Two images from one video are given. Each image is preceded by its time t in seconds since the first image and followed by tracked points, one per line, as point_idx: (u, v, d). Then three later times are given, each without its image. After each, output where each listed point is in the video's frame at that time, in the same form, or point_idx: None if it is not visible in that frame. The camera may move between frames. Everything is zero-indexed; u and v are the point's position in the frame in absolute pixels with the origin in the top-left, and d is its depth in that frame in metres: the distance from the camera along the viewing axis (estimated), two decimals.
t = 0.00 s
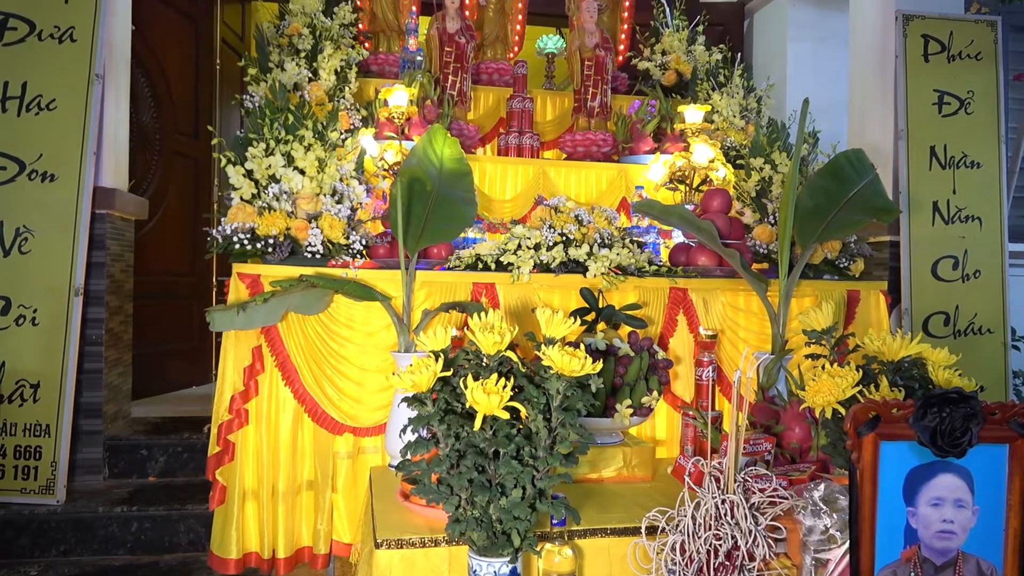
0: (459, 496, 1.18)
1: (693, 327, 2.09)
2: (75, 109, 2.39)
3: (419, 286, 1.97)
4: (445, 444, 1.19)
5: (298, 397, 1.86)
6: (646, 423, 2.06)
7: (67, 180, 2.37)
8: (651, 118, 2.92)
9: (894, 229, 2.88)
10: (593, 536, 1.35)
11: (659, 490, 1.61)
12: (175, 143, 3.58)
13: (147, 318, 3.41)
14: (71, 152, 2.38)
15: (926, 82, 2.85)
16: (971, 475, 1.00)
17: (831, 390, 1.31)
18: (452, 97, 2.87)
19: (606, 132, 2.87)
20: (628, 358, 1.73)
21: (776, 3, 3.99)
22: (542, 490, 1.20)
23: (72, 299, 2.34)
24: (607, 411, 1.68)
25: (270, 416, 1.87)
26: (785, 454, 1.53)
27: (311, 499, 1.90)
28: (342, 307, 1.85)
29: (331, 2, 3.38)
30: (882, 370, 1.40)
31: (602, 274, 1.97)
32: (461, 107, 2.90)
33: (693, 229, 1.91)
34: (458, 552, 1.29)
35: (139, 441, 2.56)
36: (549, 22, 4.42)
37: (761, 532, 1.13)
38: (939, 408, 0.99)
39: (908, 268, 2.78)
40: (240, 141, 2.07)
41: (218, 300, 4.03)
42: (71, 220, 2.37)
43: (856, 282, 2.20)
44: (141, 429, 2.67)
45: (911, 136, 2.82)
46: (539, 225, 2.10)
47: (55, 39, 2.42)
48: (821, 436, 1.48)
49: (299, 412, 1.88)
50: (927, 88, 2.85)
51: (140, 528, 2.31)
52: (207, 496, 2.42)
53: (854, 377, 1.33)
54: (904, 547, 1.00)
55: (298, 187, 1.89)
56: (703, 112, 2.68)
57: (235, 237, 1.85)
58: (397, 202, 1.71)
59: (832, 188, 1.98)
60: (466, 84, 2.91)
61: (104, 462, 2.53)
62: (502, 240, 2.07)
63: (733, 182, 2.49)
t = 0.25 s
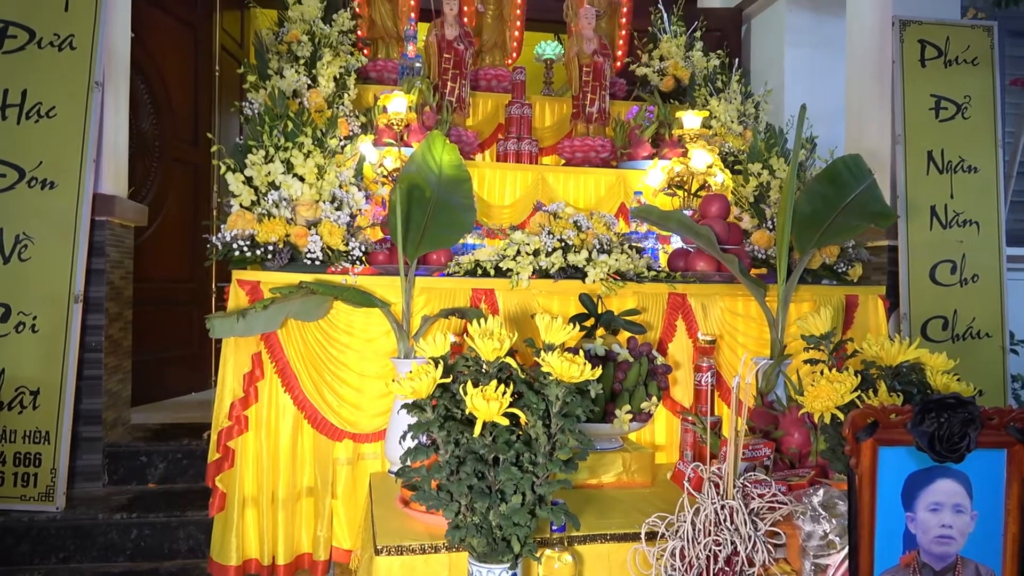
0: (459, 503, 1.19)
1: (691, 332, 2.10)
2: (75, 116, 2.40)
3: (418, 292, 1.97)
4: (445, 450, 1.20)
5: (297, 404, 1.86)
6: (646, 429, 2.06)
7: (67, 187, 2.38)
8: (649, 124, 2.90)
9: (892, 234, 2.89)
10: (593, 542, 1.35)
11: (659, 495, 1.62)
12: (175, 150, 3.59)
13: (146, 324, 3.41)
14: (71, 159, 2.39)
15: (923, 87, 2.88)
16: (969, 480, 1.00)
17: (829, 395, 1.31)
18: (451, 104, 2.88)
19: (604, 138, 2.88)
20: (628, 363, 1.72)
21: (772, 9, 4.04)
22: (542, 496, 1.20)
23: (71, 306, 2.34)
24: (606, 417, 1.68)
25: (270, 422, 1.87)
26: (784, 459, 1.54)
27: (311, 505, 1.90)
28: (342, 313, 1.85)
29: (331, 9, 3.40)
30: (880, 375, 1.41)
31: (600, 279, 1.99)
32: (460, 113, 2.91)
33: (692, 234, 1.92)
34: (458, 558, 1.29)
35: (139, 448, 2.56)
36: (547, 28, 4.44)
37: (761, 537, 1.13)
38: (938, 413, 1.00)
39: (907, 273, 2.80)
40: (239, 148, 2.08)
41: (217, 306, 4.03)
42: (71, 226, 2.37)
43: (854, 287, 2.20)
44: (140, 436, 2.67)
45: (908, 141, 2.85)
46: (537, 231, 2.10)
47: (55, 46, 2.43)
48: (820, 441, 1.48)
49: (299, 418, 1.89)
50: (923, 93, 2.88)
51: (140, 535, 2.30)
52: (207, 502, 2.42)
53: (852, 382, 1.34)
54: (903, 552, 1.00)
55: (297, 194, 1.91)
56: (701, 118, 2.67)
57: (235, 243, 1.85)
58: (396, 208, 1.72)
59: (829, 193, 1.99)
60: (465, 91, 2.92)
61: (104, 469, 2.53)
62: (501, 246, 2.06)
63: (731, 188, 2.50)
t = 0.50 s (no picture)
0: (459, 510, 1.19)
1: (691, 339, 2.09)
2: (75, 124, 2.41)
3: (417, 299, 1.97)
4: (445, 458, 1.19)
5: (297, 411, 1.86)
6: (645, 436, 2.05)
7: (67, 195, 2.39)
8: (647, 131, 2.92)
9: (890, 240, 2.90)
10: (593, 549, 1.35)
11: (658, 502, 1.62)
12: (175, 157, 3.60)
13: (146, 331, 3.41)
14: (71, 167, 2.40)
15: (920, 93, 2.89)
16: (968, 487, 1.00)
17: (829, 402, 1.32)
18: (450, 111, 2.90)
19: (603, 144, 2.89)
20: (627, 370, 1.73)
21: (772, 16, 4.06)
22: (542, 503, 1.21)
23: (71, 314, 2.34)
24: (605, 424, 1.69)
25: (270, 430, 1.87)
26: (784, 466, 1.54)
27: (311, 513, 1.90)
28: (342, 321, 1.85)
29: (330, 17, 3.41)
30: (879, 382, 1.41)
31: (600, 286, 1.98)
32: (459, 120, 2.92)
33: (691, 241, 1.93)
34: (457, 565, 1.29)
35: (139, 455, 2.56)
36: (546, 35, 4.46)
37: (760, 544, 1.14)
38: (936, 420, 1.00)
39: (906, 279, 2.81)
40: (239, 156, 2.08)
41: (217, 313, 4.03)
42: (71, 233, 2.38)
43: (853, 294, 2.20)
44: (140, 443, 2.67)
45: (906, 147, 2.86)
46: (536, 238, 2.12)
47: (56, 55, 2.44)
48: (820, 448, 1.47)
49: (298, 425, 1.89)
50: (921, 99, 2.89)
51: (139, 542, 2.30)
52: (207, 510, 2.42)
53: (852, 389, 1.34)
54: (902, 559, 1.01)
55: (297, 202, 1.92)
56: (700, 125, 2.69)
57: (235, 251, 1.86)
58: (395, 215, 1.73)
59: (828, 200, 1.99)
60: (464, 98, 2.92)
61: (103, 476, 2.53)
62: (500, 253, 2.08)
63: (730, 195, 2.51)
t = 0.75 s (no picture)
0: (457, 519, 1.19)
1: (690, 347, 2.10)
2: (76, 133, 2.42)
3: (417, 307, 1.98)
4: (444, 466, 1.20)
5: (296, 420, 1.87)
6: (644, 444, 2.05)
7: (67, 204, 2.39)
8: (646, 139, 2.93)
9: (889, 248, 2.92)
10: (592, 558, 1.35)
11: (657, 510, 1.62)
12: (175, 166, 3.61)
13: (145, 339, 3.42)
14: (72, 176, 2.41)
15: (919, 101, 2.91)
16: (965, 495, 1.01)
17: (825, 410, 1.33)
18: (450, 120, 2.91)
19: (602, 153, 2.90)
20: (626, 379, 1.71)
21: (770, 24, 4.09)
22: (540, 511, 1.21)
23: (71, 322, 2.34)
24: (603, 432, 1.69)
25: (270, 439, 1.88)
26: (782, 474, 1.54)
27: (310, 521, 1.90)
28: (341, 329, 1.85)
29: (330, 26, 3.43)
30: (877, 391, 1.41)
31: (598, 294, 1.99)
32: (458, 129, 2.93)
33: (689, 249, 1.94)
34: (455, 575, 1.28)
35: (138, 464, 2.56)
36: (545, 43, 4.48)
37: (758, 553, 1.13)
38: (933, 429, 1.00)
39: (904, 287, 2.83)
40: (239, 165, 2.09)
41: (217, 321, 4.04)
42: (72, 242, 2.39)
43: (852, 301, 2.20)
44: (140, 452, 2.67)
45: (904, 155, 2.87)
46: (536, 246, 2.12)
47: (57, 64, 2.45)
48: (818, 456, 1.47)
49: (298, 434, 1.89)
50: (919, 107, 2.91)
51: (138, 551, 2.30)
52: (206, 519, 2.42)
53: (849, 398, 1.34)
54: (900, 568, 1.01)
55: (297, 211, 1.92)
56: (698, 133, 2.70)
57: (235, 260, 1.87)
58: (394, 224, 1.75)
59: (826, 208, 2.01)
60: (464, 107, 2.94)
61: (102, 485, 2.53)
62: (499, 261, 2.08)
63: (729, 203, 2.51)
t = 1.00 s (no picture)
0: (454, 530, 1.19)
1: (687, 356, 2.10)
2: (76, 145, 2.43)
3: (415, 318, 1.99)
4: (440, 477, 1.20)
5: (294, 430, 1.87)
6: (642, 453, 2.06)
7: (67, 216, 2.40)
8: (643, 149, 2.95)
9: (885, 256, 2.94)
10: (589, 568, 1.35)
11: (655, 520, 1.62)
12: (175, 177, 3.62)
13: (144, 350, 3.42)
14: (71, 188, 2.42)
15: (915, 109, 2.94)
16: (960, 505, 1.01)
17: (822, 419, 1.33)
18: (448, 130, 2.93)
19: (599, 163, 2.92)
20: (623, 389, 1.72)
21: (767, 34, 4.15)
22: (537, 522, 1.21)
23: (69, 333, 2.34)
24: (601, 442, 1.70)
25: (268, 450, 1.88)
26: (780, 484, 1.54)
27: (308, 532, 1.89)
28: (339, 340, 1.86)
29: (328, 38, 3.46)
30: (874, 400, 1.41)
31: (595, 304, 2.00)
32: (456, 139, 2.95)
33: (686, 259, 1.96)
34: None
35: (136, 475, 2.56)
36: (543, 54, 4.51)
37: (755, 563, 1.13)
38: (927, 438, 1.00)
39: (902, 295, 2.84)
40: (238, 177, 2.10)
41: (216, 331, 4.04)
42: (71, 253, 2.39)
43: (849, 310, 2.21)
44: (138, 463, 2.66)
45: (900, 164, 2.89)
46: (533, 257, 2.12)
47: (57, 77, 2.46)
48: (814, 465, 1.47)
49: (296, 445, 1.89)
50: (916, 116, 2.94)
51: (136, 563, 2.30)
52: (204, 530, 2.41)
53: (846, 407, 1.35)
54: None
55: (295, 223, 1.93)
56: (694, 143, 2.67)
57: (233, 271, 1.88)
58: (392, 235, 1.78)
59: (822, 218, 2.02)
60: (462, 118, 2.96)
61: (100, 496, 2.53)
62: (497, 272, 2.09)
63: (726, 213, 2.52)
